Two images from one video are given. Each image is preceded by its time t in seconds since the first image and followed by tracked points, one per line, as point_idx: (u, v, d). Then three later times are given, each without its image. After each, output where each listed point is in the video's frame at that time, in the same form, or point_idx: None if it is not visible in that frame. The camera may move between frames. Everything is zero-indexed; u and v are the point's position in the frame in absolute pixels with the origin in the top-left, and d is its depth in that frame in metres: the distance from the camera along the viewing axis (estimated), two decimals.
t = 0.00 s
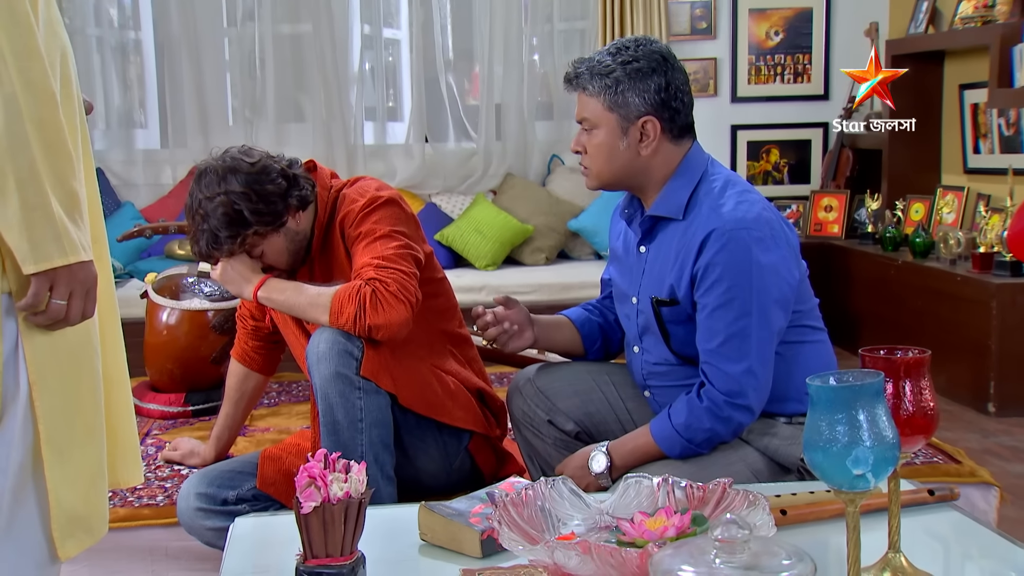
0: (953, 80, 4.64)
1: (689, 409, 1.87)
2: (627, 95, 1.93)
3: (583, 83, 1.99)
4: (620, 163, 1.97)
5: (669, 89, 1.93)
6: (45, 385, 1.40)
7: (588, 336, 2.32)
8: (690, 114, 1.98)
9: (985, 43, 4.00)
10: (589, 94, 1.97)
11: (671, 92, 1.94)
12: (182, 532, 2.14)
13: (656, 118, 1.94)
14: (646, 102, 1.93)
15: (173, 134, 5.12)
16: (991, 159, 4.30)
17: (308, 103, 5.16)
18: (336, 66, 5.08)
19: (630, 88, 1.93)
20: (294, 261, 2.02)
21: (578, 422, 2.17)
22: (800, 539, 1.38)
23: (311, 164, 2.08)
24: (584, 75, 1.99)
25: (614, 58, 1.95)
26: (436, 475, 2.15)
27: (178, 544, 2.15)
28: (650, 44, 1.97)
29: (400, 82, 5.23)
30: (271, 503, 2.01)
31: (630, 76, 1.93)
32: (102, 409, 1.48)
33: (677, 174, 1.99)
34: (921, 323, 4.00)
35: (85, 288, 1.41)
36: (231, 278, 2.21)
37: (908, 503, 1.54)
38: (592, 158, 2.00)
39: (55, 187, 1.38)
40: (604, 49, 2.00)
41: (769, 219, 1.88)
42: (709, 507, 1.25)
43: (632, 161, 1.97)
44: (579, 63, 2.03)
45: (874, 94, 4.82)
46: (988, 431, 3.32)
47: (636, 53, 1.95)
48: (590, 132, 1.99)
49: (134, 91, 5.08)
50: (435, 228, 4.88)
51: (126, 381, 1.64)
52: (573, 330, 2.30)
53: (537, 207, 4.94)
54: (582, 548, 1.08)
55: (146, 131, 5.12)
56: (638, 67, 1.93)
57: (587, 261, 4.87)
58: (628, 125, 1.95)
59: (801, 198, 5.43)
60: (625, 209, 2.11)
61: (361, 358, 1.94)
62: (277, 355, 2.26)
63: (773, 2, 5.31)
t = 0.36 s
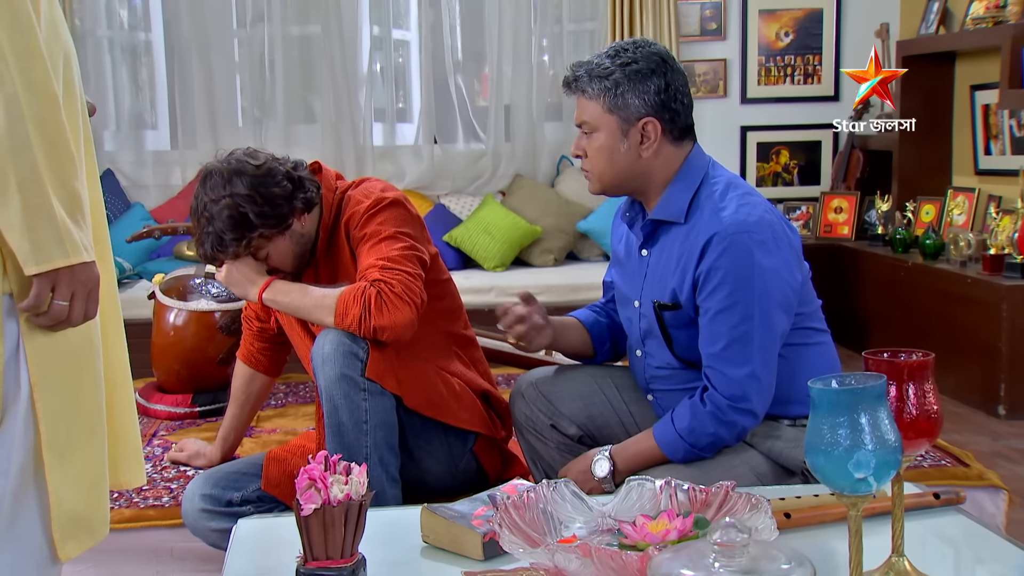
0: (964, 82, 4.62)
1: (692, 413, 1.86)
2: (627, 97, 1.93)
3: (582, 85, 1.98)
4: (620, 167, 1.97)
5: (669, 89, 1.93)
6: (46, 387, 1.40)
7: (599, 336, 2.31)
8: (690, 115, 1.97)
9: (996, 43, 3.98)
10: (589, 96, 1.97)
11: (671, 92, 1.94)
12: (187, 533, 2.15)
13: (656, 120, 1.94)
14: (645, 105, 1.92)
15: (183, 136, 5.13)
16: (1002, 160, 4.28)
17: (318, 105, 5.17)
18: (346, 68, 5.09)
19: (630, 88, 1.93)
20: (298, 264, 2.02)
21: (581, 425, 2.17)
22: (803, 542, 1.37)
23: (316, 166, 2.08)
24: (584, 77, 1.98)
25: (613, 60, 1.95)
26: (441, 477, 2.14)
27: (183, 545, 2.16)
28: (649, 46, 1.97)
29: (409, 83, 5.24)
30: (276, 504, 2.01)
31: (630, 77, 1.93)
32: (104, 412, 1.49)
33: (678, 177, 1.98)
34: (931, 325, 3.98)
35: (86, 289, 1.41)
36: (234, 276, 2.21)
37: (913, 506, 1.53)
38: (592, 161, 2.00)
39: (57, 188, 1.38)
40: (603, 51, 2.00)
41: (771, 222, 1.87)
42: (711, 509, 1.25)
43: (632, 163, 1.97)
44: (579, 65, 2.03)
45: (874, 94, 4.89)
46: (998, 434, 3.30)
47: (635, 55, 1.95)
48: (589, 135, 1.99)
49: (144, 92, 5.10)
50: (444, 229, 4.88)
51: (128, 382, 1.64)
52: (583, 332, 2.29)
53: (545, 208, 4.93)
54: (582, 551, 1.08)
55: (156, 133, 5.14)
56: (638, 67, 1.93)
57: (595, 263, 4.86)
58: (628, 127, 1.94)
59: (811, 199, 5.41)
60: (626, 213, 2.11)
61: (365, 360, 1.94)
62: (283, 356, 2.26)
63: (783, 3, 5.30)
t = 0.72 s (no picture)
0: (972, 82, 4.60)
1: (694, 416, 1.86)
2: (628, 96, 1.93)
3: (583, 86, 1.98)
4: (620, 166, 1.97)
5: (669, 92, 1.93)
6: (44, 388, 1.40)
7: (607, 343, 2.30)
8: (690, 117, 1.97)
9: (1004, 44, 3.96)
10: (589, 97, 1.97)
11: (672, 95, 1.93)
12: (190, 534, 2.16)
13: (657, 120, 1.93)
14: (646, 105, 1.92)
15: (189, 136, 5.15)
16: (1010, 161, 4.27)
17: (325, 105, 5.17)
18: (352, 68, 5.09)
19: (630, 90, 1.93)
20: (300, 268, 2.02)
21: (583, 427, 2.17)
22: (803, 545, 1.37)
23: (318, 168, 2.09)
24: (584, 78, 1.98)
25: (614, 62, 1.95)
26: (443, 479, 2.14)
27: (185, 545, 2.16)
28: (650, 48, 1.96)
29: (416, 84, 5.24)
30: (278, 505, 2.02)
31: (630, 79, 1.92)
32: (102, 413, 1.49)
33: (678, 180, 1.98)
34: (938, 326, 3.97)
35: (83, 291, 1.41)
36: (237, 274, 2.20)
37: (915, 509, 1.52)
38: (592, 162, 2.00)
39: (52, 191, 1.39)
40: (606, 51, 2.00)
41: (773, 224, 1.86)
42: (710, 511, 1.25)
43: (632, 163, 1.96)
44: (580, 65, 2.02)
45: (874, 94, 4.93)
46: (1005, 436, 3.29)
47: (638, 54, 1.94)
48: (590, 135, 1.99)
49: (151, 93, 5.11)
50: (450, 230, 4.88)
51: (128, 383, 1.65)
52: (591, 342, 2.28)
53: (551, 209, 4.93)
54: (579, 553, 1.07)
55: (163, 133, 5.15)
56: (638, 70, 1.92)
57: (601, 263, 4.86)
58: (628, 127, 1.94)
59: (818, 200, 5.39)
60: (627, 215, 2.12)
61: (367, 360, 1.94)
62: (286, 358, 2.26)
63: (790, 3, 5.28)
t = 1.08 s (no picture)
0: (978, 82, 4.59)
1: (694, 418, 1.85)
2: (628, 101, 1.92)
3: (584, 87, 1.98)
4: (622, 170, 1.97)
5: (670, 96, 1.92)
6: (39, 389, 1.40)
7: (608, 343, 2.29)
8: (691, 119, 1.96)
9: (1010, 44, 3.95)
10: (590, 100, 1.96)
11: (673, 99, 1.92)
12: (189, 534, 2.16)
13: (658, 124, 1.93)
14: (647, 109, 1.92)
15: (193, 136, 5.15)
16: (1015, 162, 4.25)
17: (329, 105, 5.18)
18: (356, 69, 5.09)
19: (631, 93, 1.92)
20: (299, 271, 2.02)
21: (584, 428, 2.17)
22: (801, 547, 1.37)
23: (319, 169, 2.08)
24: (586, 79, 1.98)
25: (615, 64, 1.94)
26: (442, 479, 2.14)
27: (184, 545, 2.17)
28: (652, 49, 1.96)
29: (420, 84, 5.24)
30: (277, 505, 2.02)
31: (631, 82, 1.92)
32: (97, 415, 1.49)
33: (679, 181, 1.97)
34: (942, 328, 3.96)
35: (77, 292, 1.41)
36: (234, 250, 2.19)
37: (913, 511, 1.52)
38: (594, 164, 1.99)
39: (47, 191, 1.39)
40: (607, 53, 1.99)
41: (774, 225, 1.86)
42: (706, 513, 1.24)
43: (634, 167, 1.97)
44: (581, 66, 2.02)
45: (874, 94, 5.08)
46: (1008, 438, 3.28)
47: (639, 58, 1.93)
48: (591, 137, 1.98)
49: (155, 94, 5.12)
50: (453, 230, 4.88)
51: (124, 385, 1.65)
52: (592, 341, 2.27)
53: (555, 209, 4.93)
54: (573, 555, 1.07)
55: (167, 133, 5.16)
56: (639, 73, 1.92)
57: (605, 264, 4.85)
58: (629, 131, 1.94)
59: (822, 200, 5.38)
60: (629, 216, 2.13)
61: (366, 361, 1.94)
62: (287, 359, 2.26)
63: (795, 3, 5.27)
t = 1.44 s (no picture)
0: (986, 83, 4.57)
1: (695, 418, 1.85)
2: (632, 101, 1.92)
3: (587, 87, 1.98)
4: (626, 171, 1.96)
5: (674, 96, 1.92)
6: (37, 389, 1.40)
7: (609, 342, 2.30)
8: (696, 120, 1.96)
9: (1018, 44, 3.93)
10: (594, 100, 1.96)
11: (677, 99, 1.92)
12: (191, 535, 2.16)
13: (662, 124, 1.93)
14: (651, 109, 1.91)
15: (199, 136, 5.16)
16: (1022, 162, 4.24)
17: (336, 106, 5.18)
18: (362, 69, 5.09)
19: (635, 94, 1.92)
20: (301, 271, 2.02)
21: (587, 429, 2.16)
22: (801, 550, 1.36)
23: (322, 170, 2.09)
24: (589, 80, 1.97)
25: (618, 65, 1.94)
26: (444, 480, 2.14)
27: (186, 545, 2.17)
28: (656, 49, 1.95)
29: (426, 84, 5.24)
30: (278, 506, 2.02)
31: (635, 83, 1.92)
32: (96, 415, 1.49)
33: (683, 182, 1.97)
34: (948, 329, 3.94)
35: (77, 291, 1.41)
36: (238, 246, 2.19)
37: (914, 514, 1.51)
38: (598, 165, 1.99)
39: (47, 190, 1.39)
40: (611, 53, 1.99)
41: (777, 226, 1.85)
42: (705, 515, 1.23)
43: (638, 168, 1.96)
44: (584, 67, 2.02)
45: (874, 94, 5.08)
46: (1014, 440, 3.26)
47: (642, 58, 1.93)
48: (595, 138, 1.98)
49: (162, 94, 5.13)
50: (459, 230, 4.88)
51: (124, 385, 1.65)
52: (592, 338, 2.27)
53: (561, 210, 4.93)
54: (570, 557, 1.07)
55: (173, 133, 5.17)
56: (643, 73, 1.92)
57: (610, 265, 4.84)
58: (633, 131, 1.93)
59: (829, 201, 5.37)
60: (631, 216, 2.11)
61: (367, 362, 1.94)
62: (290, 359, 2.27)
63: (802, 3, 5.26)
